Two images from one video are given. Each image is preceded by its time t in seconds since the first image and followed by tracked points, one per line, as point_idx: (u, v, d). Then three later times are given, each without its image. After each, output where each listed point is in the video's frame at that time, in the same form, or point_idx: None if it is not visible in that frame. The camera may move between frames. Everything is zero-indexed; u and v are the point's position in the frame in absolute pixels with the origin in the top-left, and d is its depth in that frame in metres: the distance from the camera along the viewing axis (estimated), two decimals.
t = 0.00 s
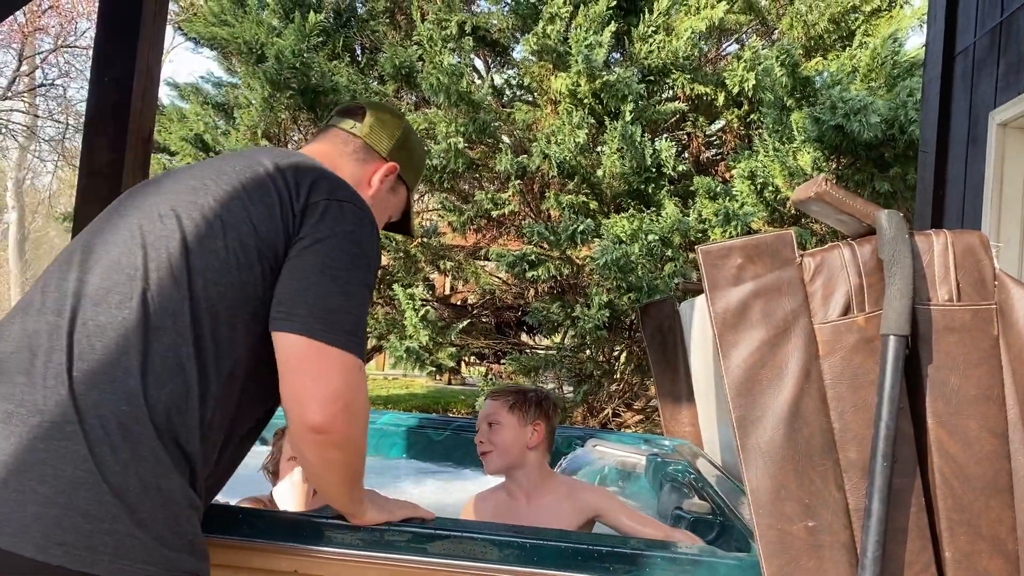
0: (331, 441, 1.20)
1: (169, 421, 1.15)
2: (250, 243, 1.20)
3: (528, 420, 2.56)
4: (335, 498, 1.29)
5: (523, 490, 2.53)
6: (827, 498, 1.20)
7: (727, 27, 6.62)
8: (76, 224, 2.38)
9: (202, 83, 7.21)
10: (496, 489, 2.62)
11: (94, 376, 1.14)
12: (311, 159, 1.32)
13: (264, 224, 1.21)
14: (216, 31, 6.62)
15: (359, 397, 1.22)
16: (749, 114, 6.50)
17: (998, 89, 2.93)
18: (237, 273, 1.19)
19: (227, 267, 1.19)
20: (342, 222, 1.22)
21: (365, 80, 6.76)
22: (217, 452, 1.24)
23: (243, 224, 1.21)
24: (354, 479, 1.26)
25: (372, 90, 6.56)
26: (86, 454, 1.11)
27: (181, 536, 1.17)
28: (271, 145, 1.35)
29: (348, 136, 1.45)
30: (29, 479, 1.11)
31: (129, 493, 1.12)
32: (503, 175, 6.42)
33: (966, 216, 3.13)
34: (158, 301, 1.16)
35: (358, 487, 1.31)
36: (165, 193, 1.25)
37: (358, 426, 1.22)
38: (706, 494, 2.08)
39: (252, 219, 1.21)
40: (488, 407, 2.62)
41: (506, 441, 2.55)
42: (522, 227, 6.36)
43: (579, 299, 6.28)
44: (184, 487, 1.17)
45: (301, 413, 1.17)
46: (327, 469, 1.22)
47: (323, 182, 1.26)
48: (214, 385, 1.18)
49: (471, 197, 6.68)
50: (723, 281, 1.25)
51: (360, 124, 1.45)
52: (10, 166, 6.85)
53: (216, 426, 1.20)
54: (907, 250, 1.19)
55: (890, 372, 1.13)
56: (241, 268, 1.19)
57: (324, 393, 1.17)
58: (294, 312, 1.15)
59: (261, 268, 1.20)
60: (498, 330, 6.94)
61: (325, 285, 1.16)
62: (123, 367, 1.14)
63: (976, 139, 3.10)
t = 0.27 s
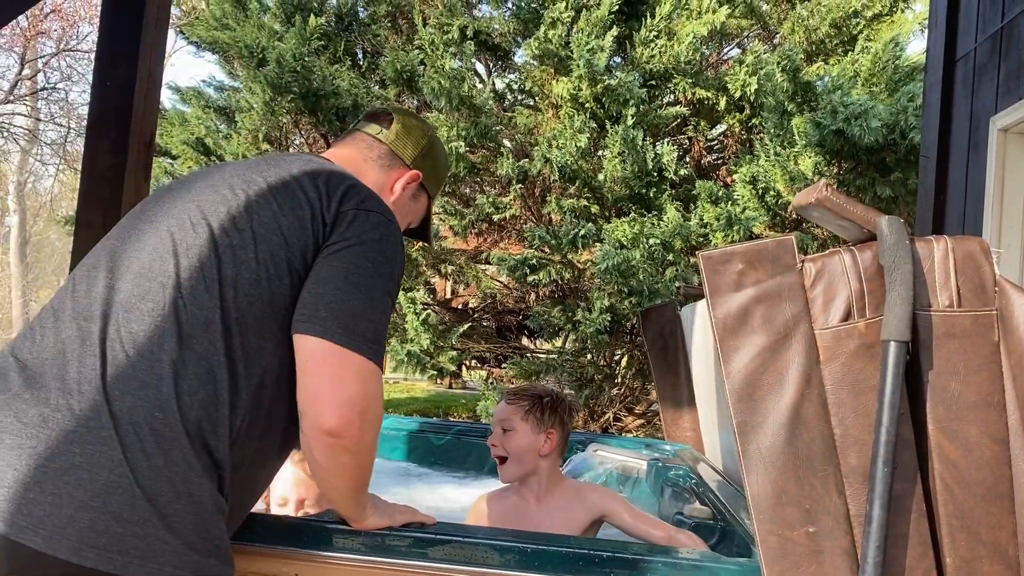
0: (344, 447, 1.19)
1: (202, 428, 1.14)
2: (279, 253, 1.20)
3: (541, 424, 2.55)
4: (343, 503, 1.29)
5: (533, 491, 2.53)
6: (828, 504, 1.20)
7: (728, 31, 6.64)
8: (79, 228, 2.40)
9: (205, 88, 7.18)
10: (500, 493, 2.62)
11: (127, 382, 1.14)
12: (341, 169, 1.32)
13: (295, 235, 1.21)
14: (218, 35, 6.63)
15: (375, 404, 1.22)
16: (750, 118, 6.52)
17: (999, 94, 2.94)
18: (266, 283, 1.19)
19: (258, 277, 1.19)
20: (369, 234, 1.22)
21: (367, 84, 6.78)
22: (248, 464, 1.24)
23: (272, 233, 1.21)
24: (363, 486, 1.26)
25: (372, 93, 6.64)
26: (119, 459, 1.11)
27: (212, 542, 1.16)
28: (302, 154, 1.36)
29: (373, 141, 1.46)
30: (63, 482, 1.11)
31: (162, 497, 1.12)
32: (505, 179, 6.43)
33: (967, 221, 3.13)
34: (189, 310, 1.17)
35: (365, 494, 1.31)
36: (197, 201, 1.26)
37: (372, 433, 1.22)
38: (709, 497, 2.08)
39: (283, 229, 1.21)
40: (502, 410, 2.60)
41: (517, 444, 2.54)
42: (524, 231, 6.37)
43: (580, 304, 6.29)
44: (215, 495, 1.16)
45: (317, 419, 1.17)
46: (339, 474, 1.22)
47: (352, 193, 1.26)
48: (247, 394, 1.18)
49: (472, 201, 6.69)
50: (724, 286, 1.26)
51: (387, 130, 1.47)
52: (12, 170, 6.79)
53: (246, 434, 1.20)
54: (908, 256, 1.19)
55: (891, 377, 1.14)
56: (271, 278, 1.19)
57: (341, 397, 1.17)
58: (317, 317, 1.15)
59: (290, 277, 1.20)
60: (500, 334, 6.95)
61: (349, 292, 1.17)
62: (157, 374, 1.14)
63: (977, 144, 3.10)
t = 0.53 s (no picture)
0: (347, 450, 1.19)
1: (206, 430, 1.14)
2: (285, 256, 1.21)
3: (558, 428, 2.57)
4: (343, 505, 1.28)
5: (537, 493, 2.53)
6: (831, 506, 1.20)
7: (730, 33, 6.64)
8: (81, 231, 2.40)
9: (207, 91, 7.16)
10: (502, 495, 2.61)
11: (132, 384, 1.14)
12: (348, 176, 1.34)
13: (302, 238, 1.22)
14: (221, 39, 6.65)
15: (379, 408, 1.22)
16: (753, 120, 6.52)
17: (1001, 94, 2.93)
18: (271, 285, 1.20)
19: (263, 279, 1.20)
20: (376, 239, 1.23)
21: (369, 87, 6.79)
22: (251, 466, 1.24)
23: (279, 236, 1.22)
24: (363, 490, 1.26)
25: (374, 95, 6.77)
26: (122, 461, 1.12)
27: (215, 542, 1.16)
28: (308, 161, 1.37)
29: (380, 152, 1.47)
30: (65, 483, 1.11)
31: (166, 500, 1.12)
32: (507, 181, 6.44)
33: (969, 222, 3.13)
34: (194, 311, 1.17)
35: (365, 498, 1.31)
36: (204, 203, 1.27)
37: (374, 437, 1.22)
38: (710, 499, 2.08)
39: (289, 232, 1.22)
40: (517, 409, 2.56)
41: (538, 445, 2.52)
42: (527, 233, 6.37)
43: (583, 305, 6.29)
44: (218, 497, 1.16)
45: (320, 422, 1.17)
46: (341, 478, 1.22)
47: (359, 199, 1.28)
48: (250, 394, 1.18)
49: (474, 203, 6.69)
50: (727, 288, 1.25)
51: (393, 141, 1.48)
52: (16, 172, 6.87)
53: (249, 436, 1.20)
54: (910, 257, 1.19)
55: (893, 379, 1.13)
56: (276, 280, 1.20)
57: (345, 401, 1.16)
58: (322, 320, 1.15)
59: (296, 281, 1.21)
60: (502, 336, 6.95)
61: (354, 295, 1.17)
62: (161, 375, 1.14)
63: (979, 146, 3.10)
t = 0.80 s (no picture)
0: (348, 454, 1.19)
1: (201, 431, 1.15)
2: (279, 256, 1.21)
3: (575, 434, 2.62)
4: (347, 508, 1.28)
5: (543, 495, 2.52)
6: (837, 506, 1.19)
7: (734, 32, 6.64)
8: (86, 233, 2.40)
9: (211, 92, 7.17)
10: (507, 496, 2.60)
11: (126, 386, 1.15)
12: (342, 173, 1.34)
13: (295, 238, 1.22)
14: (225, 40, 6.67)
15: (378, 410, 1.21)
16: (757, 119, 6.51)
17: (1006, 92, 2.92)
18: (265, 285, 1.20)
19: (256, 279, 1.20)
20: (370, 237, 1.23)
21: (373, 88, 6.81)
22: (247, 468, 1.23)
23: (272, 236, 1.22)
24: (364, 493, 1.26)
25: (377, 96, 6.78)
26: (117, 464, 1.12)
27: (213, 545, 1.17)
28: (301, 158, 1.37)
29: (373, 147, 1.48)
30: (60, 489, 1.11)
31: (160, 502, 1.13)
32: (511, 181, 6.44)
33: (974, 221, 3.12)
34: (187, 312, 1.17)
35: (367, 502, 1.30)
36: (196, 203, 1.27)
37: (375, 439, 1.22)
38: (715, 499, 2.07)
39: (282, 231, 1.22)
40: (549, 415, 2.54)
41: (564, 451, 2.53)
42: (530, 233, 6.37)
43: (587, 305, 6.29)
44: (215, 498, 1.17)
45: (320, 426, 1.16)
46: (343, 482, 1.21)
47: (353, 196, 1.27)
48: (243, 395, 1.18)
49: (478, 204, 6.70)
50: (731, 287, 1.25)
51: (386, 135, 1.48)
52: (19, 175, 6.80)
53: (243, 438, 1.20)
54: (915, 256, 1.19)
55: (898, 378, 1.13)
56: (269, 281, 1.21)
57: (345, 404, 1.16)
58: (320, 323, 1.15)
59: (290, 280, 1.21)
60: (506, 336, 6.95)
61: (351, 297, 1.17)
62: (155, 377, 1.14)
63: (984, 143, 3.09)
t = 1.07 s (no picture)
0: (347, 445, 1.23)
1: (199, 434, 1.18)
2: (258, 256, 1.22)
3: (585, 435, 2.54)
4: (353, 509, 1.32)
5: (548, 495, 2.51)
6: (841, 505, 1.19)
7: (738, 29, 6.63)
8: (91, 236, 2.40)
9: (216, 94, 7.16)
10: (512, 497, 2.60)
11: (121, 396, 1.16)
12: (314, 155, 1.32)
13: (272, 235, 1.22)
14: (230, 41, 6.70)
15: (374, 398, 1.25)
16: (761, 116, 6.50)
17: (1010, 88, 2.92)
18: (246, 286, 1.21)
19: (237, 280, 1.21)
20: (349, 230, 1.24)
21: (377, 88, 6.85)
22: (243, 463, 1.28)
23: (249, 235, 1.22)
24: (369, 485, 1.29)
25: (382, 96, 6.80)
26: (121, 474, 1.13)
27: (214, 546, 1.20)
28: (270, 137, 1.35)
29: (335, 104, 1.49)
30: (65, 501, 1.12)
31: (165, 508, 1.15)
32: (515, 180, 6.43)
33: (980, 217, 3.11)
34: (171, 319, 1.18)
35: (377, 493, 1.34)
36: (168, 200, 1.25)
37: (373, 428, 1.26)
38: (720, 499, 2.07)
39: (259, 229, 1.22)
40: (562, 422, 2.46)
41: (575, 457, 2.48)
42: (535, 232, 6.37)
43: (592, 304, 6.29)
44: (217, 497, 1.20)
45: (318, 420, 1.21)
46: (344, 473, 1.25)
47: (328, 185, 1.27)
48: (234, 394, 1.21)
49: (483, 203, 6.69)
50: (733, 286, 1.25)
51: (348, 90, 1.49)
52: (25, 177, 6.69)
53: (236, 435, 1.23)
54: (919, 254, 1.19)
55: (902, 377, 1.13)
56: (250, 281, 1.21)
57: (340, 398, 1.20)
58: (307, 324, 1.17)
59: (272, 279, 1.22)
60: (512, 335, 6.95)
61: (336, 293, 1.19)
62: (150, 387, 1.16)
63: (989, 140, 3.08)
